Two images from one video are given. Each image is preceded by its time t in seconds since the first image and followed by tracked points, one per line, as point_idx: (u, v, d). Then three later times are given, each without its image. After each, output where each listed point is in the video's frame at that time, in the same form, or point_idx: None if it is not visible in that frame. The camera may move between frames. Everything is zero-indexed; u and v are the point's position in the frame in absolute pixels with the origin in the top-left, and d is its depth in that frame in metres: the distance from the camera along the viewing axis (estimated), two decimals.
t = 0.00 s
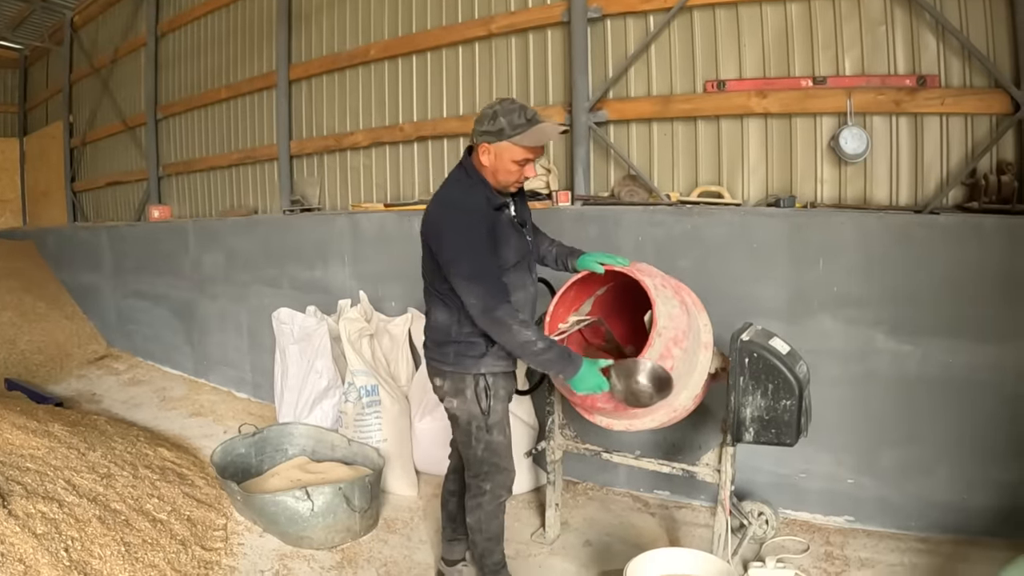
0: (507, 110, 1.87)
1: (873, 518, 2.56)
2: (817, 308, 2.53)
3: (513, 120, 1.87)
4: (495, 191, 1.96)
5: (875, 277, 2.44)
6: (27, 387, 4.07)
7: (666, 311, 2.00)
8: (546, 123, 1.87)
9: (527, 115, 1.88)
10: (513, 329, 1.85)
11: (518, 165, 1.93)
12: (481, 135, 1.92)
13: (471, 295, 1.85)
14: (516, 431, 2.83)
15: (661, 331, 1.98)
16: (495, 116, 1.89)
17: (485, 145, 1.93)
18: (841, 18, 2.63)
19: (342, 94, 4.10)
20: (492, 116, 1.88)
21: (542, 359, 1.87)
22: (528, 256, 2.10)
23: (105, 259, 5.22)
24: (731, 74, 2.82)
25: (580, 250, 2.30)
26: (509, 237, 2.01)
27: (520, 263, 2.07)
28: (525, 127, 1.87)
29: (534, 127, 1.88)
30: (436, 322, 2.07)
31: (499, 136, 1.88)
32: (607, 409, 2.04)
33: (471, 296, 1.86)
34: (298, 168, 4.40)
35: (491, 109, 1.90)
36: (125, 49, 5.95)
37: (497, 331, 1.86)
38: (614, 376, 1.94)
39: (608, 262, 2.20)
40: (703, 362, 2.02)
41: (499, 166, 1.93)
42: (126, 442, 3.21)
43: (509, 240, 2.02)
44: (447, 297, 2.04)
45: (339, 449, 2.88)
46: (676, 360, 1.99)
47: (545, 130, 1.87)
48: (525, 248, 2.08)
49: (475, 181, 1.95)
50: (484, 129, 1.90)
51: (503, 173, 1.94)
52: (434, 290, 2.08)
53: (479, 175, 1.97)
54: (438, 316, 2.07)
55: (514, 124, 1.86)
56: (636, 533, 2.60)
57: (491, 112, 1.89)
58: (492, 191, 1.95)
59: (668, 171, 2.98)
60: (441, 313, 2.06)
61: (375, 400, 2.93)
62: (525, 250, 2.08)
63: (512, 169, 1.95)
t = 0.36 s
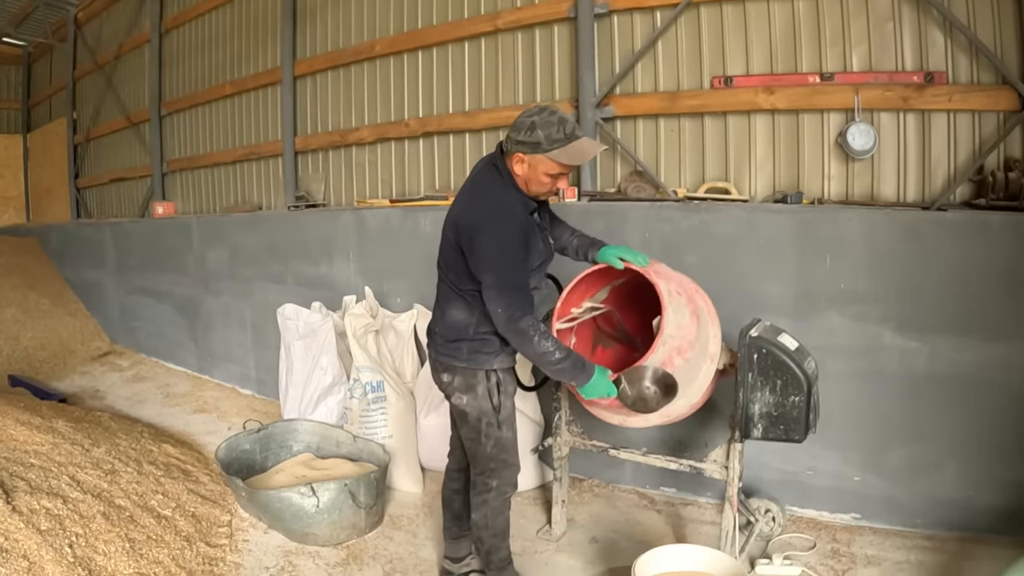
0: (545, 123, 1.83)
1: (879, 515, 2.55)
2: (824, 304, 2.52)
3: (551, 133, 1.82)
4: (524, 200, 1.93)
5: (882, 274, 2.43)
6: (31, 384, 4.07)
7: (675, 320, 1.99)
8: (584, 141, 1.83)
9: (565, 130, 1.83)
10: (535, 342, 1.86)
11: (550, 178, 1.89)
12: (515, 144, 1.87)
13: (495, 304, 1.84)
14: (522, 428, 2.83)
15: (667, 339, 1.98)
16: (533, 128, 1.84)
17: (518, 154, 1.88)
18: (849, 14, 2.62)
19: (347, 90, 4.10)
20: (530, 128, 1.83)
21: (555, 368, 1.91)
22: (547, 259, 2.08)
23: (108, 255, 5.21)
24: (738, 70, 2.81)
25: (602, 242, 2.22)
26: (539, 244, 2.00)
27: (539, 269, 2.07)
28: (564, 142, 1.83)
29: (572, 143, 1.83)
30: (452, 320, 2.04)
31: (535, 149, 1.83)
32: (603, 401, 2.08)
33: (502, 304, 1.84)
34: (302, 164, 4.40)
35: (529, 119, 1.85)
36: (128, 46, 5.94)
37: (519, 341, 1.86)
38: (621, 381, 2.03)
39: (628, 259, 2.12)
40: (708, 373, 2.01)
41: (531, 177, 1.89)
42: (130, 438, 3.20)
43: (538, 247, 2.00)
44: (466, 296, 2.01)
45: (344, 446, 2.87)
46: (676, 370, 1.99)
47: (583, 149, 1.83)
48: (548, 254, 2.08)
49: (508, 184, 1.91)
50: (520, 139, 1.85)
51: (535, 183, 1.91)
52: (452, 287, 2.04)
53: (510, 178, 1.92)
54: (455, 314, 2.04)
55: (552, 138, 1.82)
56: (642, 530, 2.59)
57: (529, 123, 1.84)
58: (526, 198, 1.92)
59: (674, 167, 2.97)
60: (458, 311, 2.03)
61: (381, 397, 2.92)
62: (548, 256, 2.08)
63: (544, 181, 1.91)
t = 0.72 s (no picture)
0: (529, 116, 1.82)
1: (883, 508, 2.54)
2: (825, 296, 2.51)
3: (536, 127, 1.81)
4: (511, 195, 1.92)
5: (884, 265, 2.42)
6: (33, 384, 4.07)
7: (661, 349, 1.96)
8: (570, 133, 1.82)
9: (550, 123, 1.82)
10: (503, 331, 1.87)
11: (538, 172, 1.88)
12: (501, 139, 1.86)
13: (469, 295, 1.85)
14: (522, 423, 2.82)
15: (644, 363, 1.96)
16: (518, 122, 1.83)
17: (505, 149, 1.88)
18: (848, 4, 2.60)
19: (346, 87, 4.09)
20: (515, 121, 1.83)
21: (525, 355, 1.91)
22: (537, 257, 2.08)
23: (109, 254, 5.22)
24: (737, 62, 2.80)
25: (639, 237, 2.18)
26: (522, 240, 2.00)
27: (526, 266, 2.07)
28: (549, 135, 1.82)
29: (557, 136, 1.82)
30: (437, 313, 2.05)
31: (521, 143, 1.83)
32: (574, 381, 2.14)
33: (476, 297, 1.85)
34: (302, 161, 4.40)
35: (514, 113, 1.84)
36: (127, 45, 5.94)
37: (488, 331, 1.88)
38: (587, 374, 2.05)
39: (653, 263, 2.05)
40: (675, 405, 2.00)
41: (519, 171, 1.89)
42: (132, 437, 3.20)
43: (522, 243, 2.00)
44: (449, 289, 2.02)
45: (345, 443, 2.86)
46: (642, 392, 1.99)
47: (570, 141, 1.81)
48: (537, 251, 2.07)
49: (494, 178, 1.90)
50: (505, 133, 1.84)
51: (523, 177, 1.90)
52: (436, 279, 2.04)
53: (496, 172, 1.92)
54: (440, 308, 2.04)
55: (537, 131, 1.81)
56: (644, 525, 2.58)
57: (514, 117, 1.83)
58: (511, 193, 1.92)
59: (674, 160, 2.96)
60: (443, 305, 2.04)
61: (381, 393, 2.92)
62: (536, 252, 2.08)
63: (533, 175, 1.90)
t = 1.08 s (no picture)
0: (524, 127, 1.81)
1: (883, 509, 2.54)
2: (825, 297, 2.51)
3: (530, 139, 1.81)
4: (505, 204, 1.92)
5: (884, 265, 2.42)
6: (34, 386, 4.08)
7: (644, 382, 1.97)
8: (565, 145, 1.81)
9: (544, 134, 1.82)
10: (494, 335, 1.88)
11: (533, 182, 1.88)
12: (495, 149, 1.86)
13: (461, 299, 1.86)
14: (523, 424, 2.82)
15: (625, 391, 1.99)
16: (512, 132, 1.82)
17: (499, 160, 1.87)
18: (847, 5, 2.60)
19: (346, 88, 4.10)
20: (509, 132, 1.82)
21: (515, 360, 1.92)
22: (534, 265, 2.10)
23: (110, 256, 5.22)
24: (737, 63, 2.80)
25: (644, 255, 2.11)
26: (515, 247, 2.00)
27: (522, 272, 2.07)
28: (543, 147, 1.81)
29: (552, 148, 1.82)
30: (432, 315, 2.05)
31: (514, 154, 1.83)
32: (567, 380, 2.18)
33: (466, 301, 1.86)
34: (302, 163, 4.40)
35: (508, 124, 1.83)
36: (128, 47, 5.95)
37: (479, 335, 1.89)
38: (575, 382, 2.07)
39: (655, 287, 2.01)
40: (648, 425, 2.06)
41: (514, 181, 1.89)
42: (133, 438, 3.20)
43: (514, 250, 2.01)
44: (443, 291, 2.02)
45: (346, 444, 2.87)
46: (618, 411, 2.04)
47: (564, 152, 1.81)
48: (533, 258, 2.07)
49: (487, 184, 1.91)
50: (499, 144, 1.84)
51: (517, 187, 1.90)
52: (431, 281, 2.05)
53: (490, 179, 1.92)
54: (435, 310, 2.05)
55: (531, 143, 1.81)
56: (645, 526, 2.58)
57: (508, 128, 1.83)
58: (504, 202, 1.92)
59: (674, 161, 2.96)
60: (438, 307, 2.04)
61: (382, 394, 2.92)
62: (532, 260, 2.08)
63: (527, 185, 1.90)
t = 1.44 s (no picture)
0: (513, 127, 1.81)
1: (883, 508, 2.54)
2: (824, 296, 2.51)
3: (520, 139, 1.81)
4: (497, 205, 1.92)
5: (883, 264, 2.42)
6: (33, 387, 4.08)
7: (647, 375, 1.96)
8: (555, 144, 1.81)
9: (534, 134, 1.81)
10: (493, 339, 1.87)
11: (524, 182, 1.89)
12: (485, 150, 1.86)
13: (458, 303, 1.86)
14: (522, 424, 2.82)
15: (630, 386, 1.97)
16: (501, 133, 1.82)
17: (490, 161, 1.87)
18: (845, 4, 2.60)
19: (344, 89, 4.09)
20: (499, 133, 1.81)
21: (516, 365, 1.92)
22: (529, 263, 2.10)
23: (109, 257, 5.22)
24: (735, 62, 2.80)
25: (629, 249, 2.11)
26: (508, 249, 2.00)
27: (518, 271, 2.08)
28: (533, 147, 1.81)
29: (542, 147, 1.81)
30: (429, 317, 2.05)
31: (505, 155, 1.82)
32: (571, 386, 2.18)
33: (464, 305, 1.85)
34: (301, 163, 4.40)
35: (497, 125, 1.83)
36: (126, 48, 5.95)
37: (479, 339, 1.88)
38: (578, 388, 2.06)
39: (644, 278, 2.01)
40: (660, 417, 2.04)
41: (506, 181, 1.89)
42: (132, 440, 3.20)
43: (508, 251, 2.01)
44: (439, 293, 2.01)
45: (345, 444, 2.87)
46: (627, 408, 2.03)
47: (554, 152, 1.80)
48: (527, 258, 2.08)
49: (478, 188, 1.91)
50: (490, 145, 1.84)
51: (510, 187, 1.90)
52: (427, 284, 2.04)
53: (481, 182, 1.92)
54: (433, 312, 2.03)
55: (521, 143, 1.81)
56: (644, 525, 2.58)
57: (498, 128, 1.82)
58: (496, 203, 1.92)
59: (672, 161, 2.96)
60: (434, 309, 2.03)
61: (381, 395, 2.93)
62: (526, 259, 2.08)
63: (519, 185, 1.90)
